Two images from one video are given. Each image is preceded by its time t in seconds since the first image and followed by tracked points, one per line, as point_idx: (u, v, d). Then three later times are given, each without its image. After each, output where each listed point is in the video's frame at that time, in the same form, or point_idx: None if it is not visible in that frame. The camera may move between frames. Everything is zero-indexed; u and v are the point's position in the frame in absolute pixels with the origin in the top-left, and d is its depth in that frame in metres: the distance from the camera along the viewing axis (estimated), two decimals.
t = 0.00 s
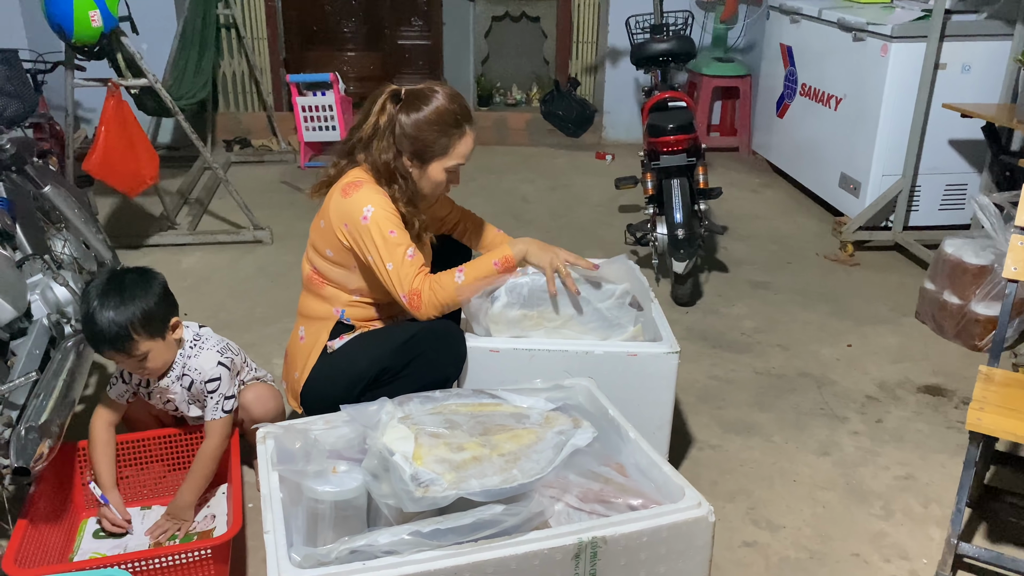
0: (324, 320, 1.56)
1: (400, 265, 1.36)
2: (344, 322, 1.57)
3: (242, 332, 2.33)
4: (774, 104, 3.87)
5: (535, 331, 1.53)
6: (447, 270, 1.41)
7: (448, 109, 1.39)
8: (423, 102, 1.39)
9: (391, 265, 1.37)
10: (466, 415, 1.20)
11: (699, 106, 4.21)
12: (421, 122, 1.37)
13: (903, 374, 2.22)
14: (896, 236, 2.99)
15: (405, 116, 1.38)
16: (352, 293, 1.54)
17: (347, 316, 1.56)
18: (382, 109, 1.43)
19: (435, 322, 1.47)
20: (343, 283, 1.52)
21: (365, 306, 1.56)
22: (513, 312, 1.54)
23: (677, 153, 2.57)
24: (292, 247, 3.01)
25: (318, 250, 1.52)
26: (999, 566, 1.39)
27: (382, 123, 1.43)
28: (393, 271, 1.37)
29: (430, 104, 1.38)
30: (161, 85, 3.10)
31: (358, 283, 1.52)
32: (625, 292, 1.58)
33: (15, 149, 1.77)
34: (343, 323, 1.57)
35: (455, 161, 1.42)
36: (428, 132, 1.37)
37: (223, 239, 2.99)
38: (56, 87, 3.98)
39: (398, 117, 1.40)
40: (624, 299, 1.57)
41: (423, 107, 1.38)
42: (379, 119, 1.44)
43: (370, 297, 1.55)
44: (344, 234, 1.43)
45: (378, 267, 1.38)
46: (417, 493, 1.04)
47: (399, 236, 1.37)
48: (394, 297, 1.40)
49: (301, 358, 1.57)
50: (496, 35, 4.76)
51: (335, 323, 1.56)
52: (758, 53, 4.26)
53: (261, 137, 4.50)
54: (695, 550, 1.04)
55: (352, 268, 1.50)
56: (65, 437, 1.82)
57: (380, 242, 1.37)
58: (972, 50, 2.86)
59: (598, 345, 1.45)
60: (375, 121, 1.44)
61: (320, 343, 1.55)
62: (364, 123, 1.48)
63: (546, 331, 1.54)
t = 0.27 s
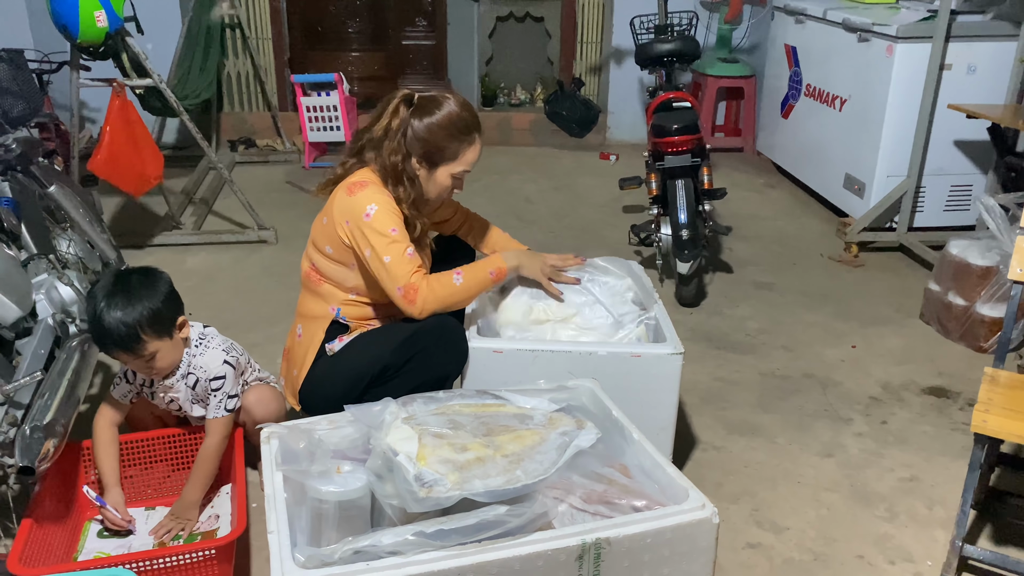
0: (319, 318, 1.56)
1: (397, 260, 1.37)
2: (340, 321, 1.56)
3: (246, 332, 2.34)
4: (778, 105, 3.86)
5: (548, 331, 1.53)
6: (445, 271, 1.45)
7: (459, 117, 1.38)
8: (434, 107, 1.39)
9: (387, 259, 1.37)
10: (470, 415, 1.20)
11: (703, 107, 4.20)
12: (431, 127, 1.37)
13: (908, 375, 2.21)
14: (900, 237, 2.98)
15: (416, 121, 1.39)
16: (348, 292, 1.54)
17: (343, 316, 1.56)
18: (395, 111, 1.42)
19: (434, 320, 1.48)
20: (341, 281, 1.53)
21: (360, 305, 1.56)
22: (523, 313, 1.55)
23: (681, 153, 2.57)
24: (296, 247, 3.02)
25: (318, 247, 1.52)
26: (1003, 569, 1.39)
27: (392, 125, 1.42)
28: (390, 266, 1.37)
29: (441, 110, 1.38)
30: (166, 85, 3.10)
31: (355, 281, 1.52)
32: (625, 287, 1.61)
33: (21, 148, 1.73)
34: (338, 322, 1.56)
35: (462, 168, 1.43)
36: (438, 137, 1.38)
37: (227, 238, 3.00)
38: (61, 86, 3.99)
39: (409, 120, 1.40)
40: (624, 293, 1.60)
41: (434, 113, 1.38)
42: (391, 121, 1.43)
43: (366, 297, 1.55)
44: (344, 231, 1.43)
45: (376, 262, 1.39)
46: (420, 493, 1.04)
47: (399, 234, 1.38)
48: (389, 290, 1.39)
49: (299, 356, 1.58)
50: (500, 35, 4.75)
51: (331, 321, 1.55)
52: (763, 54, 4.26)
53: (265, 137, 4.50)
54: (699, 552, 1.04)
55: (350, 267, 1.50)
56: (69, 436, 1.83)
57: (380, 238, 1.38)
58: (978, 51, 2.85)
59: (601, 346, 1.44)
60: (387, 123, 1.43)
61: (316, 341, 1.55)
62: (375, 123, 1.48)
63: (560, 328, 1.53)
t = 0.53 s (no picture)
0: (322, 321, 1.58)
1: (439, 251, 1.39)
2: (341, 324, 1.58)
3: (251, 332, 2.34)
4: (783, 106, 3.86)
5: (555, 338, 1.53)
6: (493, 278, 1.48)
7: (474, 130, 1.40)
8: (450, 121, 1.40)
9: (428, 251, 1.39)
10: (475, 416, 1.20)
11: (708, 108, 4.20)
12: (448, 141, 1.39)
13: (913, 378, 2.21)
14: (906, 239, 2.98)
15: (434, 134, 1.39)
16: (354, 295, 1.56)
17: (345, 320, 1.58)
18: (411, 125, 1.41)
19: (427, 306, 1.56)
20: (348, 285, 1.54)
21: (364, 310, 1.58)
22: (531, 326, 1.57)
23: (686, 155, 2.57)
24: (301, 247, 3.03)
25: (328, 252, 1.52)
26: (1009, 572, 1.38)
27: (409, 138, 1.41)
28: (431, 258, 1.39)
29: (456, 123, 1.40)
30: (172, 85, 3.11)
31: (362, 286, 1.54)
32: (641, 315, 1.58)
33: (28, 149, 1.76)
34: (340, 326, 1.59)
35: (474, 182, 1.45)
36: (454, 152, 1.39)
37: (233, 238, 3.00)
38: (68, 87, 4.01)
39: (425, 133, 1.41)
40: (639, 320, 1.57)
41: (450, 126, 1.39)
42: (408, 135, 1.41)
43: (370, 301, 1.58)
44: (366, 236, 1.43)
45: (414, 257, 1.39)
46: (425, 494, 1.04)
47: (431, 232, 1.40)
48: (433, 284, 1.39)
49: (302, 359, 1.61)
50: (505, 36, 4.76)
51: (333, 324, 1.58)
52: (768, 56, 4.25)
53: (270, 138, 4.52)
54: (705, 554, 1.04)
55: (360, 272, 1.52)
56: (75, 435, 1.83)
57: (417, 235, 1.39)
58: (984, 53, 2.84)
59: (606, 348, 1.44)
60: (403, 137, 1.42)
61: (318, 344, 1.58)
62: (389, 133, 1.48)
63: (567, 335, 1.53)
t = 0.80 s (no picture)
0: (324, 324, 1.59)
1: (436, 255, 1.39)
2: (343, 327, 1.60)
3: (255, 333, 2.35)
4: (787, 110, 3.86)
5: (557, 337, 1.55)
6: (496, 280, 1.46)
7: (477, 138, 1.41)
8: (453, 128, 1.41)
9: (426, 256, 1.39)
10: (479, 418, 1.20)
11: (712, 112, 4.20)
12: (451, 149, 1.40)
13: (917, 381, 2.20)
14: (910, 243, 2.97)
15: (437, 141, 1.40)
16: (356, 298, 1.57)
17: (348, 322, 1.59)
18: (414, 131, 1.42)
19: (433, 305, 1.57)
20: (349, 288, 1.55)
21: (366, 313, 1.60)
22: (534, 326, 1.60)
23: (690, 158, 2.57)
24: (305, 249, 3.03)
25: (330, 256, 1.53)
26: None
27: (413, 144, 1.42)
28: (429, 263, 1.39)
29: (460, 130, 1.41)
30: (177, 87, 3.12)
31: (363, 289, 1.55)
32: (643, 316, 1.59)
33: (34, 150, 1.77)
34: (342, 329, 1.60)
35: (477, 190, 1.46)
36: (456, 158, 1.40)
37: (237, 240, 3.01)
38: (73, 88, 4.02)
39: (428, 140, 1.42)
40: (640, 320, 1.58)
41: (453, 134, 1.41)
42: (411, 141, 1.42)
43: (371, 304, 1.59)
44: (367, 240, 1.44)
45: (413, 261, 1.39)
46: (430, 496, 1.04)
47: (431, 236, 1.40)
48: (432, 288, 1.40)
49: (305, 361, 1.62)
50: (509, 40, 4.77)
51: (335, 327, 1.59)
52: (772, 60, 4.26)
53: (275, 140, 4.52)
54: (708, 556, 1.04)
55: (361, 275, 1.53)
56: (80, 435, 1.83)
57: (416, 239, 1.39)
58: (989, 57, 2.84)
59: (610, 350, 1.44)
60: (406, 142, 1.43)
61: (320, 346, 1.60)
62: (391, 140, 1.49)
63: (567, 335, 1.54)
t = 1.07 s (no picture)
0: (320, 324, 1.62)
1: (407, 263, 1.38)
2: (337, 328, 1.61)
3: (257, 336, 2.35)
4: (790, 115, 3.86)
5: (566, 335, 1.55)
6: (458, 273, 1.39)
7: (476, 142, 1.42)
8: (455, 132, 1.44)
9: (398, 263, 1.38)
10: (482, 421, 1.20)
11: (714, 117, 4.20)
12: (448, 150, 1.42)
13: (920, 387, 2.20)
14: (912, 248, 2.97)
15: (436, 143, 1.43)
16: (349, 300, 1.59)
17: (342, 324, 1.60)
18: (414, 133, 1.46)
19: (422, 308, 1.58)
20: (343, 288, 1.57)
21: (360, 315, 1.61)
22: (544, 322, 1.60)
23: (693, 162, 2.57)
24: (307, 252, 3.04)
25: (325, 255, 1.56)
26: None
27: (411, 146, 1.46)
28: (400, 269, 1.38)
29: (459, 134, 1.43)
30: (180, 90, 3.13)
31: (356, 290, 1.57)
32: (649, 316, 1.61)
33: (38, 152, 1.77)
34: (336, 330, 1.62)
35: (478, 195, 1.46)
36: (456, 162, 1.41)
37: (240, 243, 3.01)
38: (77, 91, 4.03)
39: (429, 143, 1.44)
40: (647, 321, 1.60)
41: (453, 137, 1.43)
42: (409, 142, 1.46)
43: (365, 306, 1.60)
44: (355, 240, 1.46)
45: (388, 266, 1.39)
46: (432, 498, 1.04)
47: (412, 240, 1.40)
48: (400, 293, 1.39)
49: (302, 359, 1.65)
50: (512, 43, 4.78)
51: (329, 328, 1.61)
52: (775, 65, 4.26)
53: (278, 143, 4.53)
54: (711, 560, 1.04)
55: (354, 276, 1.54)
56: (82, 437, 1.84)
57: (395, 243, 1.39)
58: (992, 62, 2.84)
59: (614, 353, 1.44)
60: (405, 143, 1.47)
61: (315, 347, 1.62)
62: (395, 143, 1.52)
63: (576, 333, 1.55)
